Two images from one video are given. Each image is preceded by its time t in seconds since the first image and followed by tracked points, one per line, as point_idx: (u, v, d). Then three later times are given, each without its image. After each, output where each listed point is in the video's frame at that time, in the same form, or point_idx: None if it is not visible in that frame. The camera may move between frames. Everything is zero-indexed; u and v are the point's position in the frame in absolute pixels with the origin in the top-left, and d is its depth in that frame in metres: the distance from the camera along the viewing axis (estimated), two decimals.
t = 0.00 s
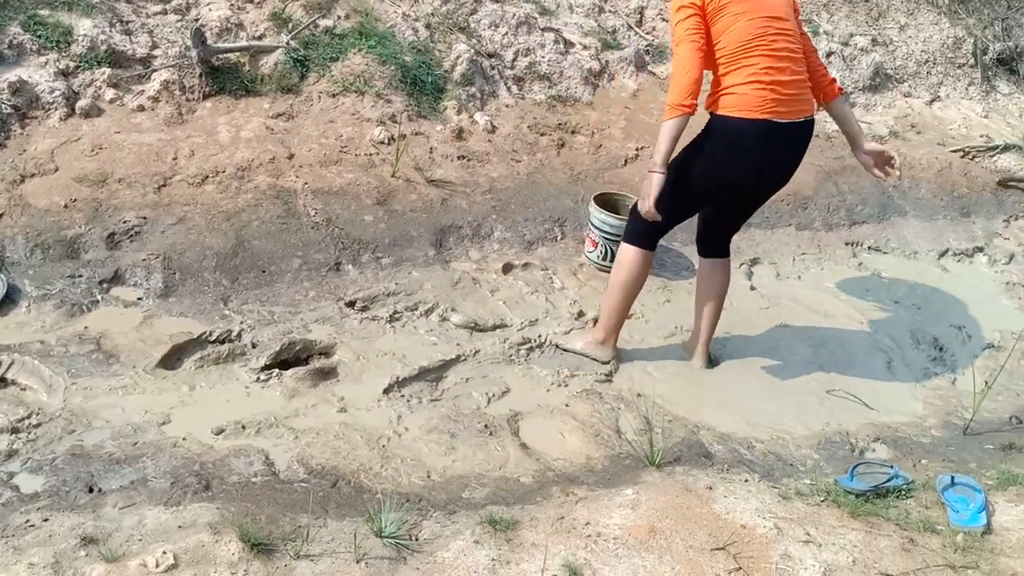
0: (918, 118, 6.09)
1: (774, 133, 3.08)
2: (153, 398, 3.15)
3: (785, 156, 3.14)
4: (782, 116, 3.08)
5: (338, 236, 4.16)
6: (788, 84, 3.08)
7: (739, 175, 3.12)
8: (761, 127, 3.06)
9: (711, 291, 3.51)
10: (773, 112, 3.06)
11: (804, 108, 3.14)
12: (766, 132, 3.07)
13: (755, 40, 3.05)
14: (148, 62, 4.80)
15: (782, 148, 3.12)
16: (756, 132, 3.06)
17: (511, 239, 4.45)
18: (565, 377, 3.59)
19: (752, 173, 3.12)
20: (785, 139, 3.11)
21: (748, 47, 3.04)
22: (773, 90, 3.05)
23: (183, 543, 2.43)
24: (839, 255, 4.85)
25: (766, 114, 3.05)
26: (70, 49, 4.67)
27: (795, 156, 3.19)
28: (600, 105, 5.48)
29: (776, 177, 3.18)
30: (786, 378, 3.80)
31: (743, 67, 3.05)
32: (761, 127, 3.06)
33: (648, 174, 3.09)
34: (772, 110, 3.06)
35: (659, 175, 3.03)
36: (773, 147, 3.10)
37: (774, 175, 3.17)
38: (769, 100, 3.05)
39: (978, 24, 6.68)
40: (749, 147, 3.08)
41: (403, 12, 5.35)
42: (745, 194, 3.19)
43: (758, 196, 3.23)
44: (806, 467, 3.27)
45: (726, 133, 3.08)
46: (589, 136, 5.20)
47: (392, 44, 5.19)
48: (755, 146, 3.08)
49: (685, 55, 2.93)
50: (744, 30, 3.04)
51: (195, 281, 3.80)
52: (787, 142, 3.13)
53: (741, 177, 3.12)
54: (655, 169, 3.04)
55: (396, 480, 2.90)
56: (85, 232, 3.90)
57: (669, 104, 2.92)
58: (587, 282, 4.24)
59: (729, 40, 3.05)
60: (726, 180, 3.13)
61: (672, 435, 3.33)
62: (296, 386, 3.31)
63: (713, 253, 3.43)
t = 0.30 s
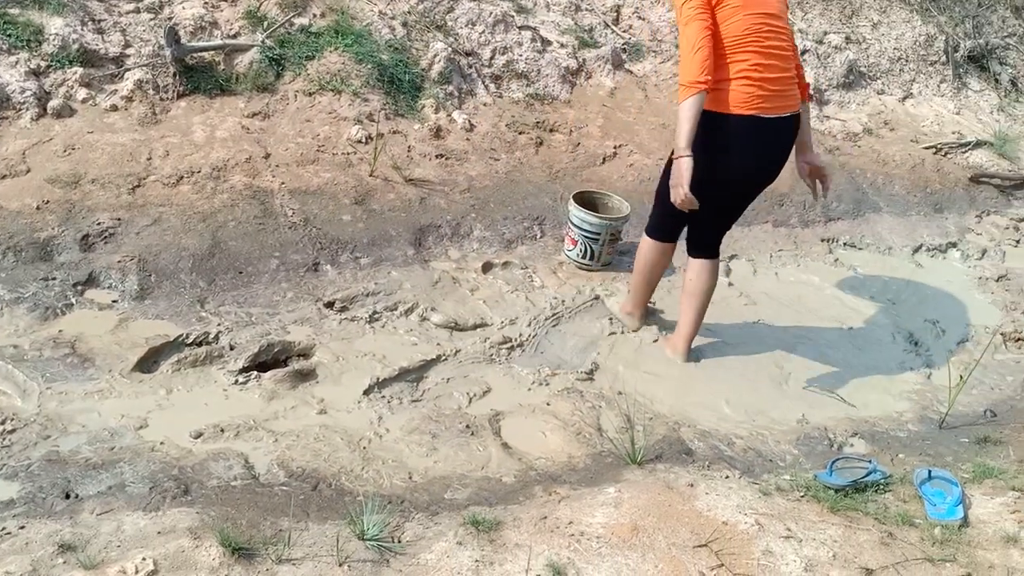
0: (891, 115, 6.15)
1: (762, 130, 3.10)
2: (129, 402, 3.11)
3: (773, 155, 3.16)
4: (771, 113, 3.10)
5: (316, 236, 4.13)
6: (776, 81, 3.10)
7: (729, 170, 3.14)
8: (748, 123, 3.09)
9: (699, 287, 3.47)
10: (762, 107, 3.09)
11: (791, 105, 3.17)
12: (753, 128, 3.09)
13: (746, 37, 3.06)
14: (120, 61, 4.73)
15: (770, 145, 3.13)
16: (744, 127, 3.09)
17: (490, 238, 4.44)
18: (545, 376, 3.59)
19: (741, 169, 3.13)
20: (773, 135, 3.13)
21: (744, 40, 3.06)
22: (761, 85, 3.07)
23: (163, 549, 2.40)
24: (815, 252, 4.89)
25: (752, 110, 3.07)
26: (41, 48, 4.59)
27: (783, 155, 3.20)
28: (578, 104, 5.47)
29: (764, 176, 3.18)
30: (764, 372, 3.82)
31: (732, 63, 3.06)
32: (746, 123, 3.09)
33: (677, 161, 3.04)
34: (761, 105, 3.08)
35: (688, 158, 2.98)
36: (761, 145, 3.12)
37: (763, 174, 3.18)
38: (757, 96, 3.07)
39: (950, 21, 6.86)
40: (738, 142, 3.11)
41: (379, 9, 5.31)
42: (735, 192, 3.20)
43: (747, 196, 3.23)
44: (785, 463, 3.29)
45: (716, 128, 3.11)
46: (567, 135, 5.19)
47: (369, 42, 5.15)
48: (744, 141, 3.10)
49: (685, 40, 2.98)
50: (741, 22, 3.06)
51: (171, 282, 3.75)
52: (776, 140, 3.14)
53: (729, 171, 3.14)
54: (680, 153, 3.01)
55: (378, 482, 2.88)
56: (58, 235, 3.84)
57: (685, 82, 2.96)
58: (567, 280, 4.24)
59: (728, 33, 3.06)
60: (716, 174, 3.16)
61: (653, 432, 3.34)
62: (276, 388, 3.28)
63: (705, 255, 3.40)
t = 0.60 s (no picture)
0: (875, 105, 6.17)
1: (765, 113, 3.07)
2: (115, 397, 3.07)
3: (774, 142, 3.12)
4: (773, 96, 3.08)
5: (302, 229, 4.10)
6: (774, 64, 3.07)
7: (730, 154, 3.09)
8: (749, 103, 3.05)
9: (701, 287, 3.49)
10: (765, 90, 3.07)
11: (790, 93, 3.14)
12: (756, 109, 3.05)
13: (748, 18, 3.03)
14: (101, 54, 4.67)
15: (772, 131, 3.09)
16: (747, 108, 3.05)
17: (477, 230, 4.42)
18: (534, 368, 3.58)
19: (743, 153, 3.08)
20: (776, 120, 3.09)
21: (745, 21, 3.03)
22: (761, 67, 3.05)
23: (152, 545, 2.37)
24: (801, 242, 4.90)
25: (756, 88, 3.05)
26: (20, 41, 4.53)
27: (783, 145, 3.17)
28: (563, 95, 5.46)
29: (763, 165, 3.14)
30: (753, 363, 3.82)
31: (732, 44, 3.04)
32: (746, 103, 3.05)
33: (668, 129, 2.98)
34: (762, 87, 3.06)
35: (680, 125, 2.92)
36: (762, 128, 3.08)
37: (763, 161, 3.14)
38: (758, 76, 3.05)
39: (931, 12, 6.92)
40: (738, 125, 3.06)
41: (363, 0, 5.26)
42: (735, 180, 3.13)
43: (748, 185, 3.17)
44: (775, 452, 3.30)
45: (716, 108, 3.07)
46: (553, 127, 5.17)
47: (353, 34, 5.11)
48: (747, 123, 3.06)
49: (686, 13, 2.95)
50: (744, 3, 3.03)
51: (156, 277, 3.71)
52: (778, 127, 3.11)
53: (731, 155, 3.08)
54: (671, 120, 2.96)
55: (368, 475, 2.86)
56: (41, 229, 3.79)
57: (683, 49, 2.92)
58: (555, 272, 4.23)
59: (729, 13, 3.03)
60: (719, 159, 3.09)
61: (643, 423, 3.33)
62: (263, 382, 3.25)
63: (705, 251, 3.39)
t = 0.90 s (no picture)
0: (865, 90, 6.17)
1: (764, 102, 3.02)
2: (105, 385, 3.05)
3: (772, 130, 3.10)
4: (772, 84, 3.03)
5: (291, 216, 4.07)
6: (772, 51, 3.02)
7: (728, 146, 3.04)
8: (748, 93, 2.99)
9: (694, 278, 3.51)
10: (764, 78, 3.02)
11: (786, 79, 3.11)
12: (756, 99, 3.00)
13: (746, 4, 2.96)
14: (87, 40, 4.61)
15: (769, 118, 3.06)
16: (747, 98, 2.99)
17: (468, 216, 4.40)
18: (526, 354, 3.57)
19: (741, 144, 3.05)
20: (774, 108, 3.06)
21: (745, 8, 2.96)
22: (760, 55, 2.99)
23: (144, 532, 2.36)
24: (792, 226, 4.90)
25: (756, 75, 2.99)
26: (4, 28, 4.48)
27: (779, 131, 3.14)
28: (553, 81, 5.43)
29: (757, 154, 3.12)
30: (744, 348, 3.82)
31: (729, 32, 2.97)
32: (745, 93, 2.99)
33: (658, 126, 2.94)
34: (762, 76, 3.00)
35: (671, 125, 2.87)
36: (761, 118, 3.04)
37: (759, 150, 3.12)
38: (757, 65, 2.99)
39: None
40: (736, 115, 3.01)
41: None
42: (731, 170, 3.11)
43: (743, 173, 3.15)
44: (767, 435, 3.30)
45: (712, 98, 3.00)
46: (543, 112, 5.15)
47: (341, 19, 5.07)
48: (746, 114, 3.01)
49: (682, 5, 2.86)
50: None
51: (145, 264, 3.67)
52: (775, 115, 3.08)
53: (729, 147, 3.04)
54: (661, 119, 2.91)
55: (361, 461, 2.85)
56: (27, 217, 3.75)
57: (678, 46, 2.84)
58: (546, 258, 4.22)
59: None
60: (716, 151, 3.04)
61: (635, 408, 3.33)
62: (254, 369, 3.23)
63: (701, 239, 3.39)
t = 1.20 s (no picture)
0: (853, 72, 6.16)
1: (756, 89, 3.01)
2: (94, 373, 3.03)
3: (766, 115, 3.09)
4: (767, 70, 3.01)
5: (279, 202, 4.04)
6: (767, 41, 2.99)
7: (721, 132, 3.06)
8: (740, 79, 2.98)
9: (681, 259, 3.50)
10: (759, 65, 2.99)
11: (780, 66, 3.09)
12: (749, 86, 2.99)
13: None
14: (70, 25, 4.56)
15: (765, 108, 3.06)
16: (740, 85, 2.99)
17: (457, 201, 4.38)
18: (517, 338, 3.56)
19: (733, 129, 3.06)
20: (768, 95, 3.04)
21: None
22: (757, 43, 2.97)
23: (136, 520, 2.34)
24: (781, 209, 4.91)
25: (750, 68, 2.97)
26: None
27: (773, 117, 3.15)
28: (541, 64, 5.39)
29: (753, 140, 3.14)
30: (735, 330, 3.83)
31: (729, 22, 2.92)
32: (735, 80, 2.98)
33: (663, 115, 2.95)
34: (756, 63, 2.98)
35: (675, 111, 2.88)
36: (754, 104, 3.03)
37: (753, 136, 3.11)
38: (753, 53, 2.97)
39: None
40: (733, 106, 3.01)
41: None
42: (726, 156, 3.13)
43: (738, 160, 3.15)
44: (758, 418, 3.32)
45: (710, 89, 3.00)
46: (532, 96, 5.12)
47: (326, 3, 5.02)
48: (740, 101, 3.01)
49: None
50: None
51: (132, 251, 3.64)
52: (770, 101, 3.06)
53: (721, 132, 3.06)
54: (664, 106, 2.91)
55: (353, 447, 2.85)
56: (12, 204, 3.71)
57: (678, 34, 2.83)
58: (536, 242, 4.20)
59: None
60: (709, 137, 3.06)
61: (627, 391, 3.33)
62: (244, 355, 3.21)
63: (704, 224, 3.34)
